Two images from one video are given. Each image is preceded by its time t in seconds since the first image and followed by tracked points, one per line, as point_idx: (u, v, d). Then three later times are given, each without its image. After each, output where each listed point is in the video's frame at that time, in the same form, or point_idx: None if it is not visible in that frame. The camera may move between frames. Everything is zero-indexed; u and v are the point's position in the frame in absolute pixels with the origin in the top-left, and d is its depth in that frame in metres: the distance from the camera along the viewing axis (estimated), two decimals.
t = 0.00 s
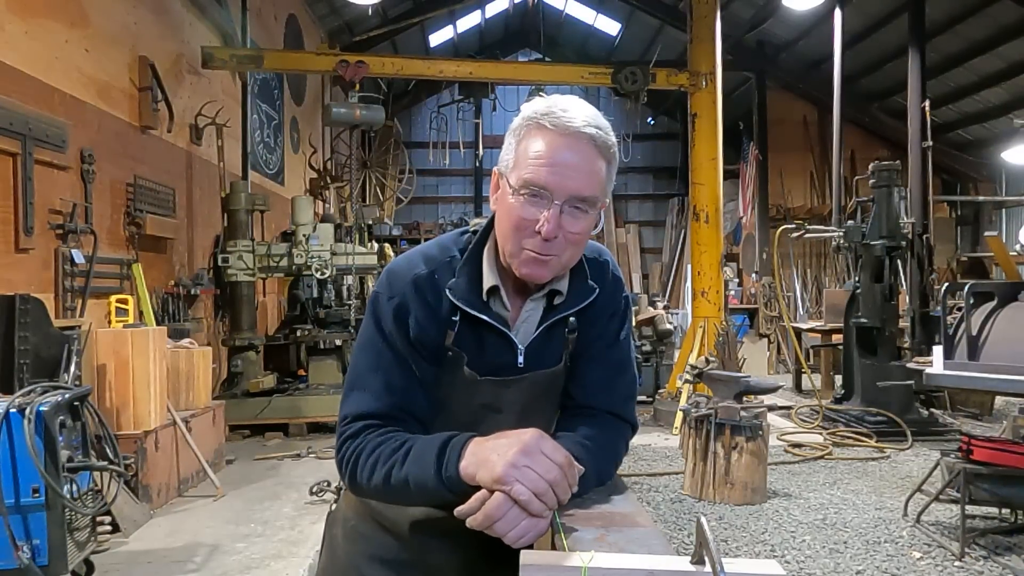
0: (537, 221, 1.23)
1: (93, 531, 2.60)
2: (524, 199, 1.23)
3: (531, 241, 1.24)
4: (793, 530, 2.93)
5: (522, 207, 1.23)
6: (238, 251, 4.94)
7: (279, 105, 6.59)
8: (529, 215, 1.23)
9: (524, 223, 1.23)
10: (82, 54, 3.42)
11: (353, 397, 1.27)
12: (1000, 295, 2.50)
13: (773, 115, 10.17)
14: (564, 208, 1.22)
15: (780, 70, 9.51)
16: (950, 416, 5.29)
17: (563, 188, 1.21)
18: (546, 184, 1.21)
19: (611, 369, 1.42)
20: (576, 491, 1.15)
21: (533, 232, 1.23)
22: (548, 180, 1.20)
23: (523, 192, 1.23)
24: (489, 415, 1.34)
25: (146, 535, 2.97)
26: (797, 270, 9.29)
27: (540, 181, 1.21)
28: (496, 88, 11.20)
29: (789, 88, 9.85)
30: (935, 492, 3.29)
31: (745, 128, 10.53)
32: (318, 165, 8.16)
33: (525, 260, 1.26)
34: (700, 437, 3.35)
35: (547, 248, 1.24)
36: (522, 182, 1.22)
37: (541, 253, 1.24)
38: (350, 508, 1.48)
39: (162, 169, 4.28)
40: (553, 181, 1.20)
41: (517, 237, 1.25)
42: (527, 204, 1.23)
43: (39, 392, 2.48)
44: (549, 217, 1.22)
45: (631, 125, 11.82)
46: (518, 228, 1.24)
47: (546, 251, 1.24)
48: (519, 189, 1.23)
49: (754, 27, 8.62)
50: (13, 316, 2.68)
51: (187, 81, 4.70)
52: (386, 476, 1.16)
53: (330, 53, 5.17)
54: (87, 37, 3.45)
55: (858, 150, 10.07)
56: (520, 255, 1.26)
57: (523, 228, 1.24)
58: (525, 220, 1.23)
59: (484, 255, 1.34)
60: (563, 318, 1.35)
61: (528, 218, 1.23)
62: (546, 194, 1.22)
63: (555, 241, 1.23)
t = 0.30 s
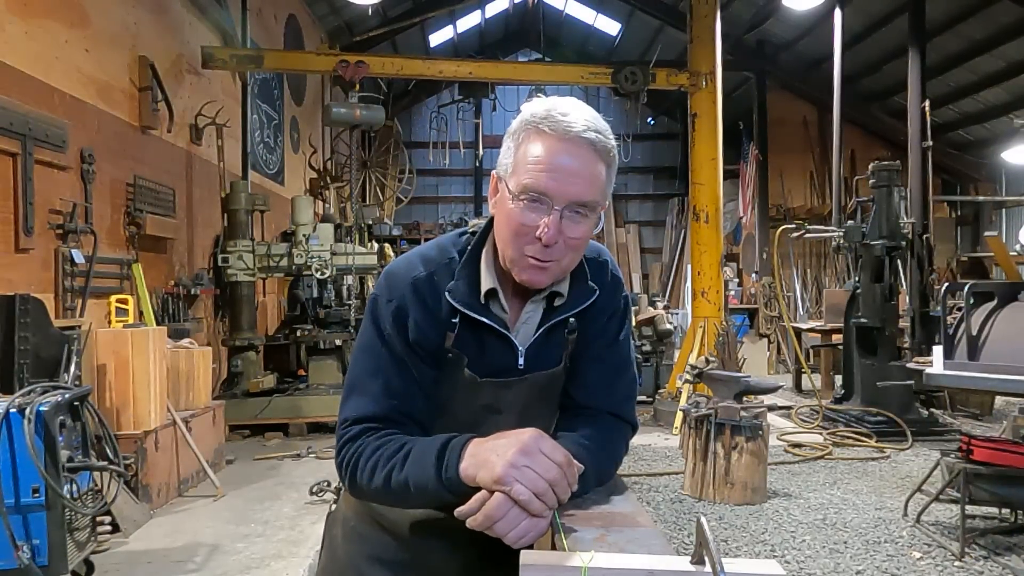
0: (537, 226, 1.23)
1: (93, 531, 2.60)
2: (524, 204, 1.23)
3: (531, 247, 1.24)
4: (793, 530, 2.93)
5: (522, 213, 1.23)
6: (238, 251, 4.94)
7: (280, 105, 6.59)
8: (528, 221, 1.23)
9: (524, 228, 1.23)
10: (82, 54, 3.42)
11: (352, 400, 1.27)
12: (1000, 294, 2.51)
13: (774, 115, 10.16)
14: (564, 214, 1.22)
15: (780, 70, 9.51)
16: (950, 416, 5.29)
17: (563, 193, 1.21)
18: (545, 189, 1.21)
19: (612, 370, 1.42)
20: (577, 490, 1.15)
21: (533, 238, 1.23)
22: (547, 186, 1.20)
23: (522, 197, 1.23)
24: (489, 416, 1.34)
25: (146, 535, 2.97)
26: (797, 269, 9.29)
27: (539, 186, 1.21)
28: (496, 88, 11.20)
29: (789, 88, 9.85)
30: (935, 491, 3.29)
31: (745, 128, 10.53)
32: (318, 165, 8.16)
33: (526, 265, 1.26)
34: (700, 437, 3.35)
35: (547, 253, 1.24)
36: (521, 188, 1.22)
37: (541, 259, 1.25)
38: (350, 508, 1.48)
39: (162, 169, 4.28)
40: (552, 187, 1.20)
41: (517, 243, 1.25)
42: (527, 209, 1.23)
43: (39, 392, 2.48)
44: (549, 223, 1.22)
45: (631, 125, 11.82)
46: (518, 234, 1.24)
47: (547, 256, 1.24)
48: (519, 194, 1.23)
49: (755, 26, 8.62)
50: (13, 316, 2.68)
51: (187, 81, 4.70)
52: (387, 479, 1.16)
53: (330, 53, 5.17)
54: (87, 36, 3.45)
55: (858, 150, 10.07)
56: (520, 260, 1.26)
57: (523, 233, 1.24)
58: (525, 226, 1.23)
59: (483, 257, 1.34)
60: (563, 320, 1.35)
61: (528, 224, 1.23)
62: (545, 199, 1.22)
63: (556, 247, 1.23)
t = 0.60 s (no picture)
0: (536, 225, 1.23)
1: (93, 531, 2.60)
2: (524, 203, 1.23)
3: (531, 246, 1.24)
4: (793, 530, 2.93)
5: (522, 211, 1.23)
6: (238, 251, 4.94)
7: (279, 105, 6.59)
8: (528, 220, 1.23)
9: (523, 227, 1.23)
10: (82, 54, 3.42)
11: (353, 397, 1.27)
12: (999, 295, 2.51)
13: (774, 115, 10.17)
14: (564, 212, 1.22)
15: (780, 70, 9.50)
16: (950, 416, 5.29)
17: (562, 192, 1.21)
18: (544, 187, 1.21)
19: (612, 369, 1.42)
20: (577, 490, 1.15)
21: (533, 236, 1.23)
22: (546, 185, 1.21)
23: (522, 196, 1.23)
24: (487, 414, 1.35)
25: (146, 535, 2.97)
26: (797, 269, 9.29)
27: (539, 185, 1.21)
28: (497, 88, 11.20)
29: (789, 88, 9.85)
30: (935, 492, 3.29)
31: (745, 128, 10.53)
32: (318, 165, 8.16)
33: (525, 264, 1.26)
34: (700, 437, 3.35)
35: (547, 252, 1.24)
36: (521, 186, 1.22)
37: (541, 257, 1.25)
38: (350, 507, 1.48)
39: (162, 169, 4.28)
40: (551, 185, 1.20)
41: (516, 241, 1.25)
42: (526, 208, 1.23)
43: (39, 392, 2.48)
44: (548, 221, 1.22)
45: (631, 125, 11.82)
46: (518, 232, 1.24)
47: (546, 255, 1.25)
48: (518, 193, 1.23)
49: (755, 26, 8.62)
50: (13, 316, 2.67)
51: (186, 81, 4.70)
52: (386, 477, 1.16)
53: (330, 53, 5.17)
54: (87, 37, 3.45)
55: (858, 150, 10.07)
56: (520, 259, 1.26)
57: (522, 232, 1.24)
58: (524, 225, 1.23)
59: (483, 256, 1.34)
60: (562, 319, 1.35)
61: (527, 222, 1.23)
62: (544, 198, 1.22)
63: (555, 245, 1.23)
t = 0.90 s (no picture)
0: (529, 217, 1.23)
1: (93, 530, 2.60)
2: (516, 195, 1.23)
3: (523, 238, 1.24)
4: (793, 531, 2.93)
5: (514, 204, 1.23)
6: (238, 251, 4.94)
7: (279, 105, 6.59)
8: (520, 212, 1.23)
9: (516, 220, 1.23)
10: (82, 54, 3.42)
11: (353, 388, 1.27)
12: (1000, 295, 2.51)
13: (774, 115, 10.16)
14: (556, 204, 1.22)
15: (780, 70, 9.50)
16: (950, 416, 5.29)
17: (555, 185, 1.21)
18: (537, 180, 1.21)
19: (611, 369, 1.42)
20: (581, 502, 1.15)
21: (525, 229, 1.23)
22: (539, 177, 1.20)
23: (514, 188, 1.23)
24: (486, 413, 1.34)
25: (146, 535, 2.97)
26: (797, 269, 9.30)
27: (532, 178, 1.21)
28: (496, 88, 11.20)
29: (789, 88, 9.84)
30: (935, 491, 3.29)
31: (745, 128, 10.53)
32: (318, 165, 8.16)
33: (517, 257, 1.26)
34: (700, 437, 3.35)
35: (539, 244, 1.24)
36: (514, 179, 1.22)
37: (533, 250, 1.25)
38: (350, 506, 1.48)
39: (162, 169, 4.28)
40: (544, 178, 1.20)
41: (509, 234, 1.25)
42: (520, 201, 1.23)
43: (39, 392, 2.48)
44: (541, 213, 1.22)
45: (631, 124, 11.82)
46: (511, 225, 1.24)
47: (538, 247, 1.25)
48: (511, 186, 1.23)
49: (755, 26, 8.62)
50: (13, 316, 2.67)
51: (186, 81, 4.70)
52: (389, 464, 1.16)
53: (330, 53, 5.17)
54: (87, 37, 3.45)
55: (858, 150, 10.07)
56: (512, 252, 1.26)
57: (516, 224, 1.24)
58: (517, 217, 1.23)
59: (482, 252, 1.35)
60: (560, 316, 1.35)
61: (519, 215, 1.23)
62: (537, 191, 1.22)
63: (547, 237, 1.23)
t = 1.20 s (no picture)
0: (530, 219, 1.23)
1: (93, 530, 2.60)
2: (518, 197, 1.23)
3: (524, 240, 1.24)
4: (793, 531, 2.93)
5: (516, 206, 1.23)
6: (238, 251, 4.94)
7: (279, 105, 6.59)
8: (522, 214, 1.23)
9: (518, 222, 1.24)
10: (82, 54, 3.42)
11: (356, 392, 1.27)
12: (1000, 295, 2.51)
13: (774, 115, 10.17)
14: (557, 206, 1.22)
15: (780, 70, 9.51)
16: (950, 416, 5.29)
17: (556, 186, 1.21)
18: (538, 182, 1.21)
19: (612, 369, 1.42)
20: (585, 497, 1.14)
21: (527, 230, 1.23)
22: (540, 178, 1.21)
23: (516, 190, 1.23)
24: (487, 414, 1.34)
25: (146, 535, 2.97)
26: (797, 270, 9.30)
27: (533, 179, 1.21)
28: (496, 88, 11.19)
29: (789, 88, 9.84)
30: (935, 492, 3.29)
31: (745, 128, 10.53)
32: (318, 165, 8.16)
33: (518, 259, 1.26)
34: (700, 437, 3.34)
35: (540, 246, 1.24)
36: (515, 180, 1.22)
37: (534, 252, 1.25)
38: (350, 507, 1.48)
39: (162, 169, 4.28)
40: (545, 179, 1.20)
41: (510, 236, 1.25)
42: (521, 202, 1.23)
43: (39, 392, 2.48)
44: (542, 215, 1.22)
45: (631, 125, 11.82)
46: (512, 227, 1.24)
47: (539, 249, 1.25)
48: (513, 188, 1.23)
49: (755, 26, 8.62)
50: (13, 316, 2.67)
51: (186, 81, 4.70)
52: (396, 463, 1.16)
53: (330, 53, 5.17)
54: (87, 37, 3.45)
55: (858, 150, 10.07)
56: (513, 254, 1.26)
57: (517, 226, 1.24)
58: (518, 219, 1.23)
59: (483, 254, 1.35)
60: (562, 318, 1.35)
61: (521, 217, 1.23)
62: (538, 192, 1.22)
63: (548, 239, 1.23)
